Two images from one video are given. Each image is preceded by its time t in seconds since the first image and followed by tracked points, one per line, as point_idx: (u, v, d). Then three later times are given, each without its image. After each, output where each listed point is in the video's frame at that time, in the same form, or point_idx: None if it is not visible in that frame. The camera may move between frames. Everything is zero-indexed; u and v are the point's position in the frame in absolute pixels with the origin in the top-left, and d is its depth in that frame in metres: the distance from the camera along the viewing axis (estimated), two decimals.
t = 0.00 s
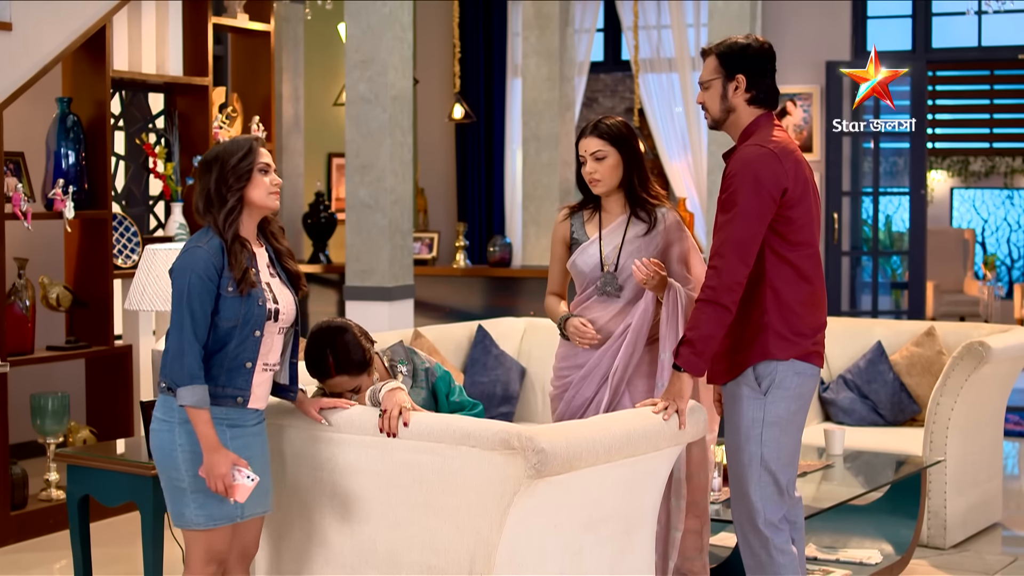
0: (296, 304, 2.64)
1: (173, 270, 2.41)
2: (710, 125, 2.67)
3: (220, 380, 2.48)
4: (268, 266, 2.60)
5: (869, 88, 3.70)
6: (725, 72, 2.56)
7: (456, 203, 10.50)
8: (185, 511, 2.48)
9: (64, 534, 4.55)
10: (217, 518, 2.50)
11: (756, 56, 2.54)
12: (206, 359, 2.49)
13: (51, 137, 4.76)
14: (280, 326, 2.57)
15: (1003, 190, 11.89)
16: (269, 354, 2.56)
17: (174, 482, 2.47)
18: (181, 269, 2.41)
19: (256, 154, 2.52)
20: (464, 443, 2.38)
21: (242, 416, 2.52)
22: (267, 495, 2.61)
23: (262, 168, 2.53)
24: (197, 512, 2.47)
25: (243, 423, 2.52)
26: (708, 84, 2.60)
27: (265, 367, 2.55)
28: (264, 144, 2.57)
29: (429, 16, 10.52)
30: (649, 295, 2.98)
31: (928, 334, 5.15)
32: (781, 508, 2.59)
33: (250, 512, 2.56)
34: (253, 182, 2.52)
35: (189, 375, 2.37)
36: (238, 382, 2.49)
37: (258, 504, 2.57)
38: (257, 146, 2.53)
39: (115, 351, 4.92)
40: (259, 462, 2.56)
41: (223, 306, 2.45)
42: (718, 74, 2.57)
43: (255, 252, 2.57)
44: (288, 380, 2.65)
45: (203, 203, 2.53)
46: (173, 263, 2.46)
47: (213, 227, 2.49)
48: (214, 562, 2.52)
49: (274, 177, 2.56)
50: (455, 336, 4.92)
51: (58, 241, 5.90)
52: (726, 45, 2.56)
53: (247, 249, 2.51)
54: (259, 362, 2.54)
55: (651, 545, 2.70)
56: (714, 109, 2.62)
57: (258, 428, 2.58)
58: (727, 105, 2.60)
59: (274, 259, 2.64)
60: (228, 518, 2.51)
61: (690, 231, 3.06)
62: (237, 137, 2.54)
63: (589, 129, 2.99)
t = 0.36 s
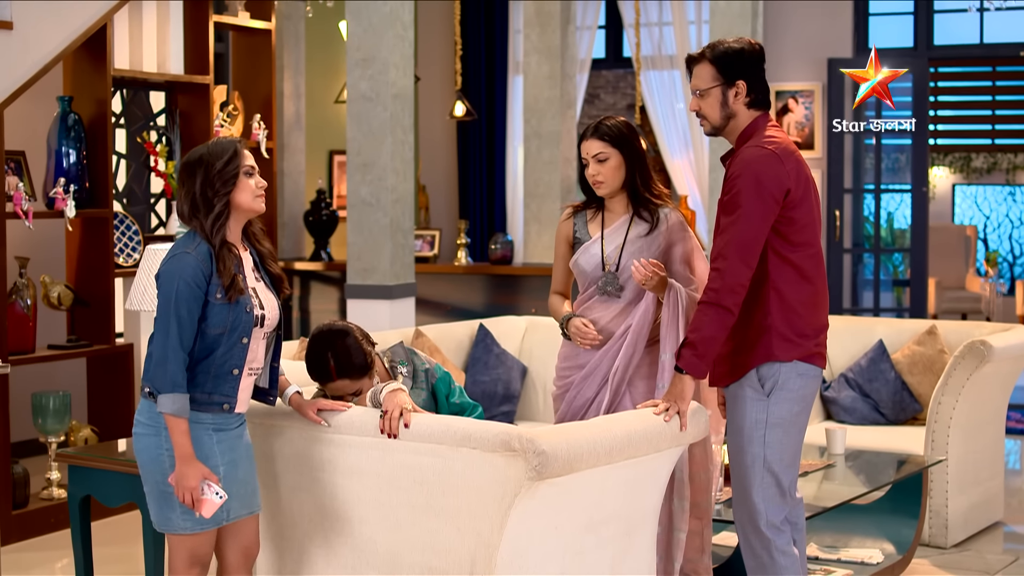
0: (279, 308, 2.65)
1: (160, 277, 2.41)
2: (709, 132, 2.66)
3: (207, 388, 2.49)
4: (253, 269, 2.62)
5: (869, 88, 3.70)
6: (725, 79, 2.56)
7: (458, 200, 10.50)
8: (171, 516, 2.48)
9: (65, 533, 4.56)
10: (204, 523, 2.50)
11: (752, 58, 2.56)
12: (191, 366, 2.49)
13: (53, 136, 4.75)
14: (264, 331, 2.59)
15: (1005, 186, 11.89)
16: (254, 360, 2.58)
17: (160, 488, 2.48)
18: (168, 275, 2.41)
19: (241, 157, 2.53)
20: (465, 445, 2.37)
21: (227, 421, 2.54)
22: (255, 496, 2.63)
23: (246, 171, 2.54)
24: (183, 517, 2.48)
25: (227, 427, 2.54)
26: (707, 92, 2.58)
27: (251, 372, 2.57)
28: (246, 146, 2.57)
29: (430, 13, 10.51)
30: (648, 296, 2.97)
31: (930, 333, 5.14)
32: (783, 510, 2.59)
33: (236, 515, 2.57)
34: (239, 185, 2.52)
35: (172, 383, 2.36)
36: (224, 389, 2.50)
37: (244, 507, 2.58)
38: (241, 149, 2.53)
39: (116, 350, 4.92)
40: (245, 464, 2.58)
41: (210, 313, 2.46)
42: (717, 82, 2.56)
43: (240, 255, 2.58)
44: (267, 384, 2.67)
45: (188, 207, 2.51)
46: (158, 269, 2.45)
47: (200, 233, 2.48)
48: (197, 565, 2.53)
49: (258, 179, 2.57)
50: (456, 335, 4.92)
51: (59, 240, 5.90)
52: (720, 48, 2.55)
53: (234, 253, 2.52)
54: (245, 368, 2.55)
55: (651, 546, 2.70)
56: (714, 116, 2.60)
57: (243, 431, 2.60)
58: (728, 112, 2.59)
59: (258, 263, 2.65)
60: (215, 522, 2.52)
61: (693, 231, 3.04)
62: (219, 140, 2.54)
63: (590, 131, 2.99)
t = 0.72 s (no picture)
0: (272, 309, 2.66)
1: (160, 281, 2.40)
2: (707, 134, 2.65)
3: (205, 392, 2.49)
4: (246, 273, 2.61)
5: (869, 88, 3.68)
6: (724, 82, 2.55)
7: (459, 197, 10.50)
8: (173, 519, 2.48)
9: (65, 532, 4.56)
10: (204, 523, 2.51)
11: (751, 61, 2.55)
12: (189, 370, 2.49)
13: (53, 135, 4.75)
14: (259, 334, 2.59)
15: (1006, 183, 11.86)
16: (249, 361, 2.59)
17: (161, 490, 2.47)
18: (169, 279, 2.40)
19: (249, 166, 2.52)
20: (465, 446, 2.37)
21: (225, 422, 2.55)
22: (253, 497, 2.63)
23: (252, 179, 2.54)
24: (185, 519, 2.48)
25: (224, 428, 2.55)
26: (705, 95, 2.57)
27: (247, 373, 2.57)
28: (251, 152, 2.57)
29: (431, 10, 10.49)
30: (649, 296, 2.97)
31: (931, 332, 5.14)
32: (785, 511, 2.59)
33: (235, 514, 2.57)
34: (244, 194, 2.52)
35: (176, 388, 2.37)
36: (223, 393, 2.51)
37: (244, 505, 2.59)
38: (248, 157, 2.52)
39: (116, 348, 4.92)
40: (243, 465, 2.59)
41: (210, 317, 2.46)
42: (716, 85, 2.56)
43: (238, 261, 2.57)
44: (258, 385, 2.65)
45: (192, 208, 2.49)
46: (155, 273, 2.44)
47: (200, 237, 2.47)
48: (196, 567, 2.53)
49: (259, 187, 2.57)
50: (456, 334, 4.92)
51: (60, 239, 5.90)
52: (718, 50, 2.55)
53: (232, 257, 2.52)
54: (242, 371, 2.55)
55: (651, 546, 2.70)
56: (713, 119, 2.60)
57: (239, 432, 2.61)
58: (727, 114, 2.58)
59: (247, 265, 2.64)
60: (215, 523, 2.52)
61: (693, 231, 3.04)
62: (230, 143, 2.52)
63: (591, 131, 2.98)
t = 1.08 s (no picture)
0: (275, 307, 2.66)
1: (168, 280, 2.39)
2: (708, 132, 2.64)
3: (213, 390, 2.49)
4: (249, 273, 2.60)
5: (868, 88, 3.66)
6: (731, 80, 2.55)
7: (461, 195, 10.50)
8: (180, 520, 2.48)
9: (67, 531, 4.57)
10: (211, 524, 2.52)
11: (758, 61, 2.55)
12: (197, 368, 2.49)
13: (54, 134, 4.75)
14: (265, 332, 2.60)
15: (1008, 180, 11.84)
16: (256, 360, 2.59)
17: (168, 492, 2.47)
18: (176, 278, 2.40)
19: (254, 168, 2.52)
20: (467, 448, 2.37)
21: (231, 422, 2.55)
22: (254, 497, 2.63)
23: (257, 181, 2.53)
24: (193, 520, 2.48)
25: (229, 428, 2.55)
26: (711, 91, 2.56)
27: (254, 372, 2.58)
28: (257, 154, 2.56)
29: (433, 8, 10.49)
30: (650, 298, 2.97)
31: (933, 331, 5.13)
32: (788, 514, 2.59)
33: (239, 514, 2.58)
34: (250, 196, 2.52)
35: (187, 387, 2.37)
36: (230, 391, 2.51)
37: (248, 505, 2.59)
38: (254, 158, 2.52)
39: (119, 347, 4.92)
40: (245, 465, 2.59)
41: (218, 316, 2.47)
42: (722, 83, 2.55)
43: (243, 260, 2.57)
44: (261, 383, 2.64)
45: (197, 206, 2.48)
46: (162, 272, 2.43)
47: (205, 235, 2.47)
48: (201, 568, 2.54)
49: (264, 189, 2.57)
50: (458, 333, 4.92)
51: (62, 238, 5.91)
52: (725, 48, 2.54)
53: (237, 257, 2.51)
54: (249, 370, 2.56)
55: (653, 548, 2.70)
56: (716, 117, 2.59)
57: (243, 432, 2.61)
58: (730, 113, 2.58)
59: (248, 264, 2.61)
60: (221, 523, 2.53)
61: (695, 232, 3.03)
62: (235, 143, 2.52)
63: (594, 132, 2.98)
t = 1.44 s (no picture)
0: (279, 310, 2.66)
1: (170, 281, 2.40)
2: (710, 130, 2.64)
3: (214, 392, 2.49)
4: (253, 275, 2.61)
5: (868, 88, 3.64)
6: (736, 80, 2.54)
7: (462, 195, 10.50)
8: (179, 521, 2.48)
9: (68, 532, 4.57)
10: (211, 526, 2.52)
11: (764, 63, 2.55)
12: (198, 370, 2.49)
13: (55, 134, 4.75)
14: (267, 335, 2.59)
15: (1010, 179, 11.83)
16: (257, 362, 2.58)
17: (168, 493, 2.47)
18: (178, 279, 2.40)
19: (259, 172, 2.51)
20: (468, 450, 2.37)
21: (232, 424, 2.55)
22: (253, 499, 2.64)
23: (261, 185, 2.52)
24: (192, 521, 2.48)
25: (231, 430, 2.55)
26: (715, 90, 2.56)
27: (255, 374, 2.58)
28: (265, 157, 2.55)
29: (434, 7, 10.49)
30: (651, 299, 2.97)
31: (934, 332, 5.13)
32: (790, 516, 2.59)
33: (238, 517, 2.58)
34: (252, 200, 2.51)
35: (187, 388, 2.37)
36: (230, 394, 2.51)
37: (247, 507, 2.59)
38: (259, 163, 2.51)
39: (120, 347, 4.93)
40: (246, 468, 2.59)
41: (219, 317, 2.47)
42: (727, 83, 2.55)
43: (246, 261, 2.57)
44: (263, 387, 2.65)
45: (201, 209, 2.49)
46: (163, 274, 2.44)
47: (208, 236, 2.47)
48: (201, 569, 2.54)
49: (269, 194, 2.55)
50: (459, 334, 4.92)
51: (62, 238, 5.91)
52: (733, 48, 2.54)
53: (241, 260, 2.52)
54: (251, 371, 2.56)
55: (654, 550, 2.70)
56: (719, 117, 2.59)
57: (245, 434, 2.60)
58: (734, 113, 2.57)
59: (252, 266, 2.63)
60: (221, 525, 2.53)
61: (696, 235, 3.03)
62: (241, 146, 2.51)
63: (597, 132, 2.97)
